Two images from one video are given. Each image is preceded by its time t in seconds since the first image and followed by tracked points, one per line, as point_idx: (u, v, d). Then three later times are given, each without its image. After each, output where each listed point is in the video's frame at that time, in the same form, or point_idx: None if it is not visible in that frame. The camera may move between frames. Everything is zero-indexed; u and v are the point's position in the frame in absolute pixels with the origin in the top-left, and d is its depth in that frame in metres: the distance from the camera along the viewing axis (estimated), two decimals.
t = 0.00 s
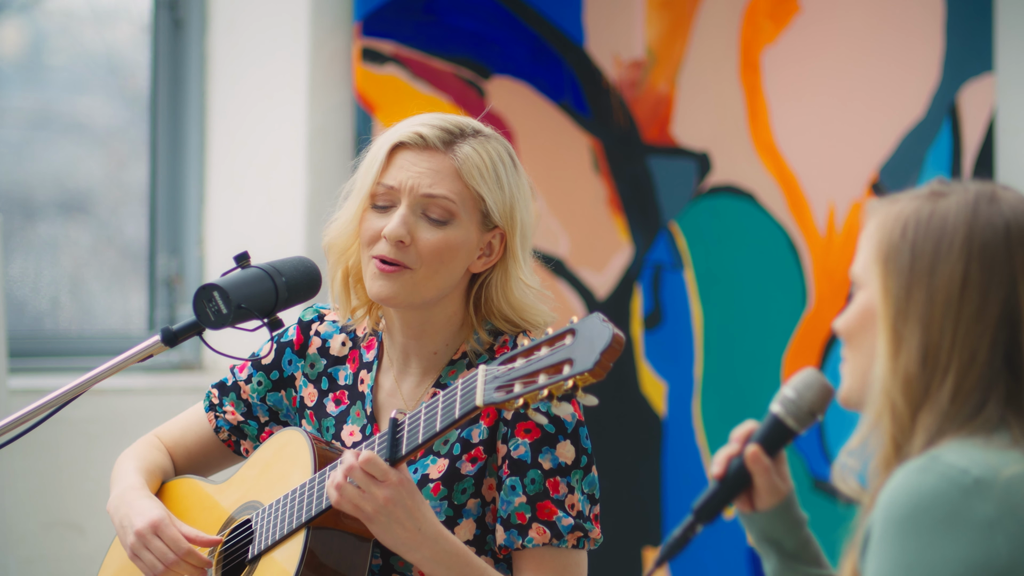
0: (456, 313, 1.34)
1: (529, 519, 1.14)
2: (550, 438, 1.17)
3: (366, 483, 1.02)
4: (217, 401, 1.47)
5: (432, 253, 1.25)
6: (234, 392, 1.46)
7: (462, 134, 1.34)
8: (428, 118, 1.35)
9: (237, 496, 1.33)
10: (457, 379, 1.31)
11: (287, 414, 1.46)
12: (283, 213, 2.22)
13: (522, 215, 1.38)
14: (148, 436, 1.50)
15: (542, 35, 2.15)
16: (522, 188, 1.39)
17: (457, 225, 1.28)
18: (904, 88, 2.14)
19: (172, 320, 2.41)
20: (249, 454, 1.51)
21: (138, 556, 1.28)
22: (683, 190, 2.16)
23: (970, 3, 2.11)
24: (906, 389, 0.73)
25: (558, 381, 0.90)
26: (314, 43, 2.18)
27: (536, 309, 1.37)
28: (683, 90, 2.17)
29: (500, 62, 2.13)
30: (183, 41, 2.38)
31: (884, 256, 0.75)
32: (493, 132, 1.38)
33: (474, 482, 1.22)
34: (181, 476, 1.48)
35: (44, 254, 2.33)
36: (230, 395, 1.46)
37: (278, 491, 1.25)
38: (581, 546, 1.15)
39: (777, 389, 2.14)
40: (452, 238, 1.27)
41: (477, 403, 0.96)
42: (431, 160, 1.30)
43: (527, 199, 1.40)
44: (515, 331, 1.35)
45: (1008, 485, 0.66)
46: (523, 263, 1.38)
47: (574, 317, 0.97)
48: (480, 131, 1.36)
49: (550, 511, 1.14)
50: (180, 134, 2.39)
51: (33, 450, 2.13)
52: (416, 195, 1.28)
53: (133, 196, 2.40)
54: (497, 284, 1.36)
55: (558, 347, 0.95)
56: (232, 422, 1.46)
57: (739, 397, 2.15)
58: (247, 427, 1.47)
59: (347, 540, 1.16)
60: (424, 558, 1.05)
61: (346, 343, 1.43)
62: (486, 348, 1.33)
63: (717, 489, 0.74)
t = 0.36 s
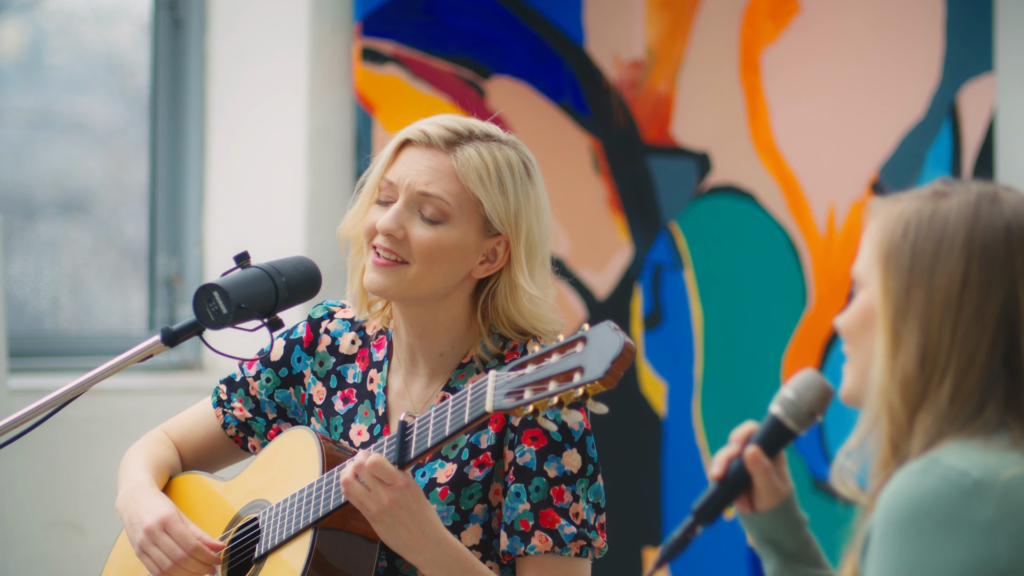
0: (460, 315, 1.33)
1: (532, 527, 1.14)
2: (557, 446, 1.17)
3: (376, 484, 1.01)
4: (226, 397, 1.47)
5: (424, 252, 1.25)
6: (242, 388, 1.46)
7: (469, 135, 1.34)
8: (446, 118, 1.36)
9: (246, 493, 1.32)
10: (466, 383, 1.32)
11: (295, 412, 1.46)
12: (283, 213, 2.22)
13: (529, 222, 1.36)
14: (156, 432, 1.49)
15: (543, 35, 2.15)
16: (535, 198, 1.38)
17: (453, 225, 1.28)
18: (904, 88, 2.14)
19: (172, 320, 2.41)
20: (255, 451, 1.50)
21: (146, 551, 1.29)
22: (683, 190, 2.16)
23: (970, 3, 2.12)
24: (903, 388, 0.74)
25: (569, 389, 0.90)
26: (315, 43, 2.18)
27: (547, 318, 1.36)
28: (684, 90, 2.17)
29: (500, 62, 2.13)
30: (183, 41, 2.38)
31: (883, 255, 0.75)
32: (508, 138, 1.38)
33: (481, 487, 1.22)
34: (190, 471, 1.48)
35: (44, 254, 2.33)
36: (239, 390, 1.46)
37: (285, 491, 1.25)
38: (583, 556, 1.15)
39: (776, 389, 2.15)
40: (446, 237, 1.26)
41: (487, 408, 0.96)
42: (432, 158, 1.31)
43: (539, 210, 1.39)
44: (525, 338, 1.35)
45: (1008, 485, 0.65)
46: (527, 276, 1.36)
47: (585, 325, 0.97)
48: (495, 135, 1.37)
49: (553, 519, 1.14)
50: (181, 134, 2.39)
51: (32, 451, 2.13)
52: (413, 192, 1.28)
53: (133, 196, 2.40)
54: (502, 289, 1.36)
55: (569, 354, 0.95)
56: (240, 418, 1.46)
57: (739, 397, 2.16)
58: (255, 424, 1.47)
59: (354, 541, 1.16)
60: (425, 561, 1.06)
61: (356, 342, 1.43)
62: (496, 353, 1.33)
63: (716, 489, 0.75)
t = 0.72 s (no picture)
0: (459, 316, 1.33)
1: (528, 537, 1.14)
2: (557, 458, 1.17)
3: (376, 485, 1.01)
4: (224, 399, 1.47)
5: (420, 255, 1.25)
6: (241, 390, 1.45)
7: (474, 140, 1.33)
8: (452, 122, 1.36)
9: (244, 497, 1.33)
10: (467, 389, 1.31)
11: (293, 413, 1.47)
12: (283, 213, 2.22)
13: (530, 231, 1.36)
14: (154, 436, 1.50)
15: (543, 35, 2.15)
16: (538, 206, 1.38)
17: (451, 231, 1.28)
18: (904, 88, 2.14)
19: (172, 320, 2.41)
20: (254, 453, 1.50)
21: (137, 561, 1.28)
22: (683, 190, 2.16)
23: (970, 3, 2.12)
24: (900, 387, 0.74)
25: (573, 391, 0.90)
26: (314, 43, 2.18)
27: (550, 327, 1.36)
28: (684, 90, 2.17)
29: (500, 62, 2.13)
30: (182, 41, 2.38)
31: (883, 254, 0.75)
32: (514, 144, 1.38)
33: (480, 495, 1.22)
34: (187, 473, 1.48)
35: (44, 254, 2.33)
36: (237, 393, 1.46)
37: (286, 492, 1.25)
38: (578, 568, 1.16)
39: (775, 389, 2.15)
40: (442, 243, 1.26)
41: (492, 410, 0.97)
42: (435, 162, 1.31)
43: (542, 219, 1.38)
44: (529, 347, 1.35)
45: (1005, 486, 0.66)
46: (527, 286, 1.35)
47: (589, 327, 0.97)
48: (501, 140, 1.36)
49: (549, 531, 1.15)
50: (180, 135, 2.40)
51: (33, 450, 2.13)
52: (413, 194, 1.28)
53: (133, 196, 2.40)
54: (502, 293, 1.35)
55: (573, 356, 0.95)
56: (239, 420, 1.46)
57: (738, 397, 2.15)
58: (254, 426, 1.47)
59: (355, 543, 1.15)
60: (423, 565, 1.06)
61: (354, 344, 1.43)
62: (498, 360, 1.33)
63: (715, 491, 0.75)
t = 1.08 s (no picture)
0: (445, 313, 1.34)
1: (520, 529, 1.14)
2: (549, 449, 1.17)
3: (369, 484, 1.02)
4: (212, 403, 1.47)
5: (398, 252, 1.26)
6: (229, 394, 1.46)
7: (454, 136, 1.33)
8: (434, 119, 1.35)
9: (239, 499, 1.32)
10: (459, 383, 1.31)
11: (283, 416, 1.46)
12: (283, 213, 2.22)
13: (511, 228, 1.34)
14: (143, 440, 1.49)
15: (542, 35, 2.15)
16: (521, 203, 1.36)
17: (428, 227, 1.28)
18: (904, 88, 2.14)
19: (172, 320, 2.41)
20: (244, 457, 1.50)
21: (142, 556, 1.30)
22: (683, 190, 2.16)
23: (970, 3, 2.12)
24: (902, 386, 0.73)
25: (570, 382, 0.90)
26: (314, 43, 2.18)
27: (537, 325, 1.35)
28: (684, 90, 2.17)
29: (500, 62, 2.13)
30: (183, 41, 2.38)
31: (881, 255, 0.75)
32: (497, 140, 1.37)
33: (472, 488, 1.22)
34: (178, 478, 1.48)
35: (45, 254, 2.33)
36: (225, 397, 1.46)
37: (281, 492, 1.25)
38: (568, 560, 1.16)
39: (776, 390, 2.15)
40: (420, 239, 1.26)
41: (487, 404, 0.96)
42: (414, 159, 1.31)
43: (525, 215, 1.36)
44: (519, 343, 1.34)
45: (998, 489, 0.66)
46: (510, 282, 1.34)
47: (584, 321, 0.97)
48: (483, 137, 1.36)
49: (542, 523, 1.15)
50: (180, 135, 2.40)
51: (33, 450, 2.13)
52: (391, 192, 1.29)
53: (133, 196, 2.40)
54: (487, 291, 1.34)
55: (569, 349, 0.95)
56: (228, 424, 1.46)
57: (740, 398, 2.15)
58: (243, 429, 1.47)
59: (350, 542, 1.16)
60: (420, 563, 1.06)
61: (343, 344, 1.43)
62: (486, 356, 1.33)
63: (737, 558, 0.71)
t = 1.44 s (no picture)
0: (445, 308, 1.34)
1: (519, 518, 1.15)
2: (548, 437, 1.17)
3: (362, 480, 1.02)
4: (212, 403, 1.47)
5: (399, 247, 1.26)
6: (229, 394, 1.46)
7: (431, 129, 1.33)
8: (406, 114, 1.35)
9: (236, 497, 1.33)
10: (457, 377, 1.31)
11: (282, 416, 1.46)
12: (282, 213, 2.22)
13: (501, 207, 1.35)
14: (142, 441, 1.49)
15: (542, 35, 2.15)
16: (506, 181, 1.36)
17: (424, 220, 1.28)
18: (904, 88, 2.14)
19: (172, 320, 2.41)
20: (243, 456, 1.51)
21: (140, 552, 1.29)
22: (683, 190, 2.16)
23: (970, 3, 2.12)
24: (892, 383, 0.76)
25: (562, 375, 0.90)
26: (314, 43, 2.18)
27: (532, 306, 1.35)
28: (683, 90, 2.17)
29: (500, 62, 2.13)
30: (182, 41, 2.38)
31: (873, 255, 0.78)
32: (471, 124, 1.37)
33: (472, 479, 1.22)
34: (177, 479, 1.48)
35: (45, 254, 2.33)
36: (225, 397, 1.46)
37: (278, 490, 1.25)
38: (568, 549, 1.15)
39: (776, 390, 2.14)
40: (420, 233, 1.27)
41: (480, 399, 0.96)
42: (398, 158, 1.30)
43: (511, 193, 1.37)
44: (516, 332, 1.35)
45: (987, 495, 0.68)
46: (504, 261, 1.34)
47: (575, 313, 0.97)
48: (459, 124, 1.36)
49: (542, 511, 1.15)
50: (180, 136, 2.40)
51: (33, 450, 2.13)
52: (380, 192, 1.29)
53: (133, 196, 2.40)
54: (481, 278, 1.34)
55: (560, 342, 0.94)
56: (227, 423, 1.47)
57: (740, 398, 2.15)
58: (242, 429, 1.47)
59: (346, 540, 1.15)
60: (414, 560, 1.06)
61: (342, 344, 1.43)
62: (485, 348, 1.33)
63: None
